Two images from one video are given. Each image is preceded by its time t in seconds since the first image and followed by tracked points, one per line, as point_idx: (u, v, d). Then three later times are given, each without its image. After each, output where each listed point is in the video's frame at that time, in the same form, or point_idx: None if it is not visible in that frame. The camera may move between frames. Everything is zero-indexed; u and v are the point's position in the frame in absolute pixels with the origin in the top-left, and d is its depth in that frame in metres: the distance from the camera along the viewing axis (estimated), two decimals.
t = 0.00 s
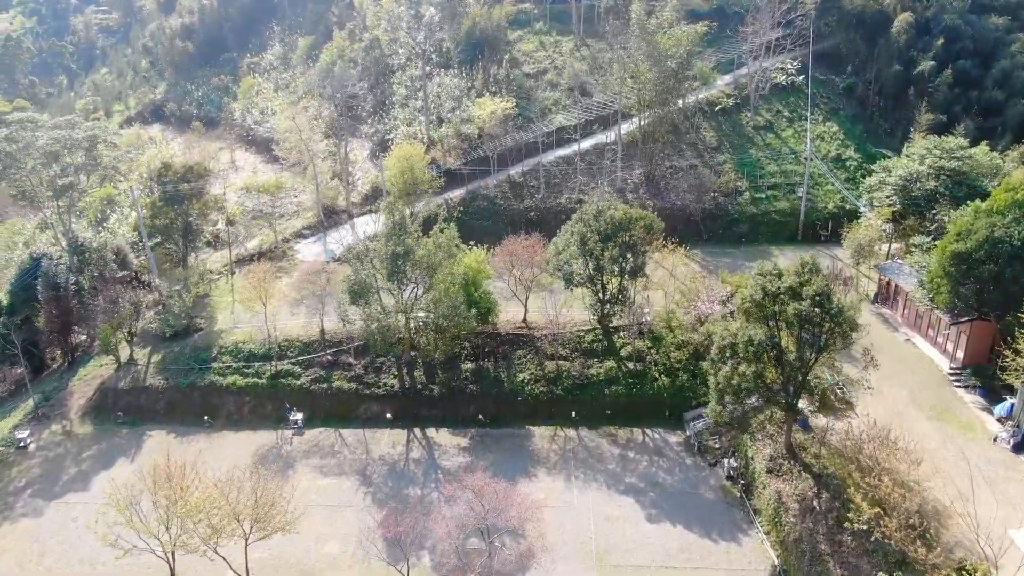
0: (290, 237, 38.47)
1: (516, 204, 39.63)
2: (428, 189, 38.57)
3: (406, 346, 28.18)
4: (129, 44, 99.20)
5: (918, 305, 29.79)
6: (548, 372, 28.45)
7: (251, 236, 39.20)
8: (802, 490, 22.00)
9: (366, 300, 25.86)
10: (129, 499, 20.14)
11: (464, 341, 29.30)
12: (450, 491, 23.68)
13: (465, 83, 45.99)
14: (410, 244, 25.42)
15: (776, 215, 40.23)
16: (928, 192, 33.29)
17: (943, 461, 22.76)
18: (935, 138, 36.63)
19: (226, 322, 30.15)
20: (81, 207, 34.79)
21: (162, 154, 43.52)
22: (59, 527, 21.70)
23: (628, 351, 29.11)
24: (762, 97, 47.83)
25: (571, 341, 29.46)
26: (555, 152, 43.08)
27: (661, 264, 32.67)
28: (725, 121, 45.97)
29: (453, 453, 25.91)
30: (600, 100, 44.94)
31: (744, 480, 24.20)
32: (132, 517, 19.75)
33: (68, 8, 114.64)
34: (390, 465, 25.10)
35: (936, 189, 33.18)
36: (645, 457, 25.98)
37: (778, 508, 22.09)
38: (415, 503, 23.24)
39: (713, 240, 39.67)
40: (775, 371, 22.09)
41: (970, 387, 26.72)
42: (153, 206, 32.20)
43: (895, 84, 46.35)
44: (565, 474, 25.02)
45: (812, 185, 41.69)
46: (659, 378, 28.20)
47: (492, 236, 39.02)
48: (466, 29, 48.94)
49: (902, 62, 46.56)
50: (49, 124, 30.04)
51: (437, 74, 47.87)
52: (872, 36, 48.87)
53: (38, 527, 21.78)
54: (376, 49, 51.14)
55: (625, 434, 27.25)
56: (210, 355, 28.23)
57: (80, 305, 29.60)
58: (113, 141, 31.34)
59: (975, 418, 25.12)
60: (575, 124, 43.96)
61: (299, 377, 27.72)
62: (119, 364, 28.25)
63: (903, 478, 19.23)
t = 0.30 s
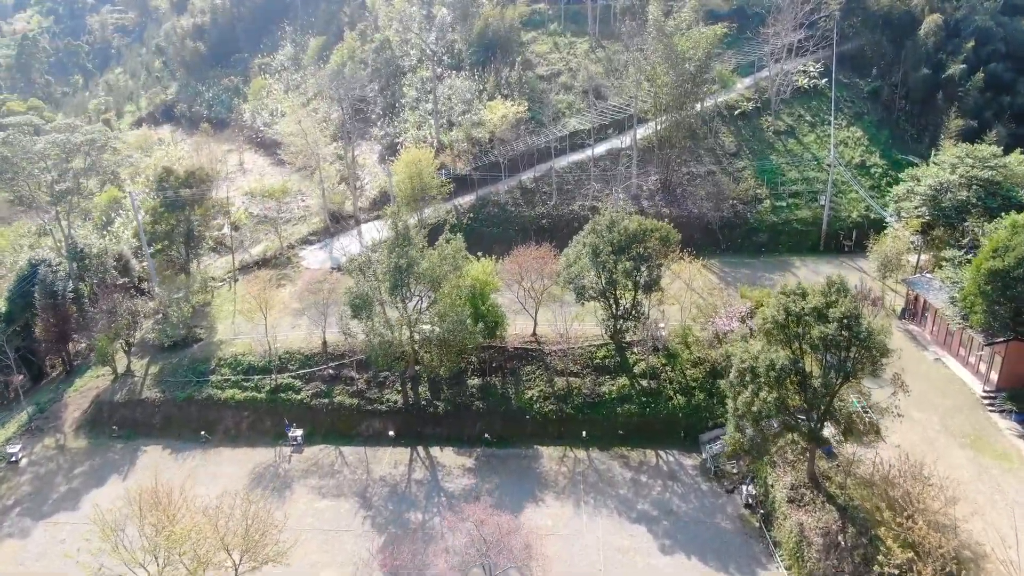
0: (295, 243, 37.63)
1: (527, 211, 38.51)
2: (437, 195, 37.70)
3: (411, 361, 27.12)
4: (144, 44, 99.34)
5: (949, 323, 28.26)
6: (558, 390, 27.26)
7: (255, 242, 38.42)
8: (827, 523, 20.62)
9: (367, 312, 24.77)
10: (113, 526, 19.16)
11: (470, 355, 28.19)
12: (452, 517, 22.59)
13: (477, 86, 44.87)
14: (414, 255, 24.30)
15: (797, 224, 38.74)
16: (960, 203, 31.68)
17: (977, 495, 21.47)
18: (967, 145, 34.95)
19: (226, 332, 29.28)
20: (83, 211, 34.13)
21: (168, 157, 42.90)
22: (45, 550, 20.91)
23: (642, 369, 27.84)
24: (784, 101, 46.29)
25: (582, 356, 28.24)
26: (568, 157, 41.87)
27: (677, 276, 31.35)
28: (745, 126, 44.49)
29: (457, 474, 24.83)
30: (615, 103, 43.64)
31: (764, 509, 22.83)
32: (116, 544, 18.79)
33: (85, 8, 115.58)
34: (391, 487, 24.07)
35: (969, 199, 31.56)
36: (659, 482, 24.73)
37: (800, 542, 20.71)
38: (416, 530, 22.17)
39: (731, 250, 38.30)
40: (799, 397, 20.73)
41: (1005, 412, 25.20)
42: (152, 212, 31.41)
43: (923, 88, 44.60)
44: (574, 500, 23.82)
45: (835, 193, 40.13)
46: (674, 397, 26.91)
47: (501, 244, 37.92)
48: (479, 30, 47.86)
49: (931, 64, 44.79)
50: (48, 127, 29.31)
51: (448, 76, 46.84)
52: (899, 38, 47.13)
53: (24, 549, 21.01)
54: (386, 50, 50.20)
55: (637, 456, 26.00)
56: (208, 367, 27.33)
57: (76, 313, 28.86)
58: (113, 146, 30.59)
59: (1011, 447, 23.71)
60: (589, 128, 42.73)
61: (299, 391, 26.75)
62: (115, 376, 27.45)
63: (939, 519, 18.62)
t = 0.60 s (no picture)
0: (301, 249, 36.81)
1: (539, 218, 37.39)
2: (446, 202, 36.66)
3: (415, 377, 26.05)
4: (159, 44, 99.58)
5: (983, 343, 26.73)
6: (568, 408, 26.07)
7: (261, 248, 37.66)
8: (854, 562, 19.22)
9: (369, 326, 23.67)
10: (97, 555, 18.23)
11: (477, 371, 27.06)
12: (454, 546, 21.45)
13: (489, 88, 43.78)
14: (418, 268, 23.20)
15: (820, 234, 37.24)
16: (994, 215, 30.07)
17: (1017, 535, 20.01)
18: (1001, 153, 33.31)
19: (226, 343, 28.42)
20: (85, 216, 33.49)
21: (175, 160, 42.29)
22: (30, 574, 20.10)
23: (656, 387, 26.56)
24: (806, 105, 44.76)
25: (594, 373, 27.03)
26: (582, 162, 40.69)
27: (693, 289, 30.07)
28: (765, 131, 43.03)
29: (461, 498, 23.74)
30: (631, 107, 42.38)
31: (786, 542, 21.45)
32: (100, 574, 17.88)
33: (103, 7, 116.56)
34: (391, 510, 23.02)
35: (1004, 211, 29.94)
36: (673, 509, 23.44)
37: None
38: (415, 560, 21.05)
39: (750, 260, 36.90)
40: (825, 426, 19.37)
41: None
42: (153, 218, 30.64)
43: (952, 92, 42.94)
44: (584, 528, 22.59)
45: (860, 202, 38.57)
46: (690, 418, 25.62)
47: (512, 252, 36.85)
48: (492, 30, 46.70)
49: (961, 68, 43.11)
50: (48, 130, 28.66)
51: (460, 78, 45.85)
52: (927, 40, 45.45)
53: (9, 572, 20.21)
54: (397, 51, 49.32)
55: (651, 480, 24.76)
56: (207, 381, 26.44)
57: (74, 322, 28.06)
58: (114, 150, 29.88)
59: None
60: (604, 133, 41.51)
61: (299, 407, 25.79)
62: (112, 388, 26.63)
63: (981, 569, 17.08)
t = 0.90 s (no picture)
0: (306, 256, 35.94)
1: (551, 226, 36.24)
2: (455, 209, 35.60)
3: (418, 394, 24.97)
4: (173, 43, 99.48)
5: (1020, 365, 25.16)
6: (579, 429, 24.88)
7: (266, 255, 36.82)
8: None
9: (369, 345, 22.39)
10: None
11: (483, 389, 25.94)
12: None
13: (501, 91, 42.70)
14: (421, 282, 22.11)
15: (843, 245, 35.73)
16: None
17: None
18: None
19: (226, 354, 27.55)
20: (87, 221, 32.79)
21: (181, 164, 41.59)
22: None
23: (671, 408, 25.29)
24: (829, 109, 43.22)
25: (606, 392, 25.78)
26: (596, 168, 39.46)
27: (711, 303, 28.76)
28: (787, 136, 41.57)
29: (464, 524, 22.63)
30: (647, 111, 41.07)
31: None
32: None
33: (120, 7, 117.02)
34: (391, 537, 21.97)
35: None
36: (688, 540, 22.15)
37: None
38: None
39: (770, 271, 35.47)
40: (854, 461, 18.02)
41: None
42: (153, 224, 29.87)
43: (983, 96, 41.21)
44: (593, 560, 21.38)
45: (886, 211, 36.99)
46: (706, 441, 24.31)
47: (523, 261, 35.73)
48: (505, 31, 45.66)
49: (993, 71, 41.37)
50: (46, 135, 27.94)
51: (472, 81, 44.82)
52: (957, 42, 43.71)
53: None
54: (408, 52, 48.34)
55: (665, 508, 23.49)
56: (203, 395, 25.53)
57: (71, 333, 27.16)
58: (113, 155, 29.12)
59: None
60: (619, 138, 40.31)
61: (298, 424, 24.82)
62: (107, 401, 25.83)
63: None
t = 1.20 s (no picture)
0: (312, 264, 35.07)
1: (563, 234, 35.07)
2: (464, 216, 34.53)
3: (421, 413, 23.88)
4: (188, 42, 99.37)
5: None
6: (589, 452, 23.66)
7: (271, 261, 36.00)
8: None
9: (368, 365, 21.21)
10: None
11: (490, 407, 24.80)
12: None
13: (514, 94, 41.56)
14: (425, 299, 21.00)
15: (869, 256, 34.18)
16: None
17: None
18: None
19: (224, 367, 26.65)
20: (88, 227, 32.11)
21: (188, 167, 40.93)
22: None
23: (687, 431, 24.00)
24: (854, 114, 41.61)
25: (618, 413, 24.52)
26: (610, 174, 38.19)
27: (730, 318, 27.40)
28: (810, 142, 40.05)
29: (467, 553, 21.56)
30: (665, 115, 39.70)
31: None
32: None
33: (137, 6, 117.43)
34: (390, 566, 20.95)
35: None
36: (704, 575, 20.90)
37: None
38: None
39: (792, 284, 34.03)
40: (887, 501, 16.68)
41: None
42: (153, 232, 29.09)
43: (1017, 101, 39.40)
44: None
45: (914, 221, 35.36)
46: (725, 467, 23.01)
47: (534, 270, 34.64)
48: (518, 32, 44.57)
49: None
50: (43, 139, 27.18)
51: (484, 83, 43.75)
52: (990, 44, 41.88)
53: None
54: (420, 53, 47.37)
55: (680, 538, 22.23)
56: (200, 411, 24.62)
57: (66, 343, 26.28)
58: (113, 160, 28.34)
59: None
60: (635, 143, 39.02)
61: (297, 443, 23.84)
62: (101, 416, 25.01)
63: None
